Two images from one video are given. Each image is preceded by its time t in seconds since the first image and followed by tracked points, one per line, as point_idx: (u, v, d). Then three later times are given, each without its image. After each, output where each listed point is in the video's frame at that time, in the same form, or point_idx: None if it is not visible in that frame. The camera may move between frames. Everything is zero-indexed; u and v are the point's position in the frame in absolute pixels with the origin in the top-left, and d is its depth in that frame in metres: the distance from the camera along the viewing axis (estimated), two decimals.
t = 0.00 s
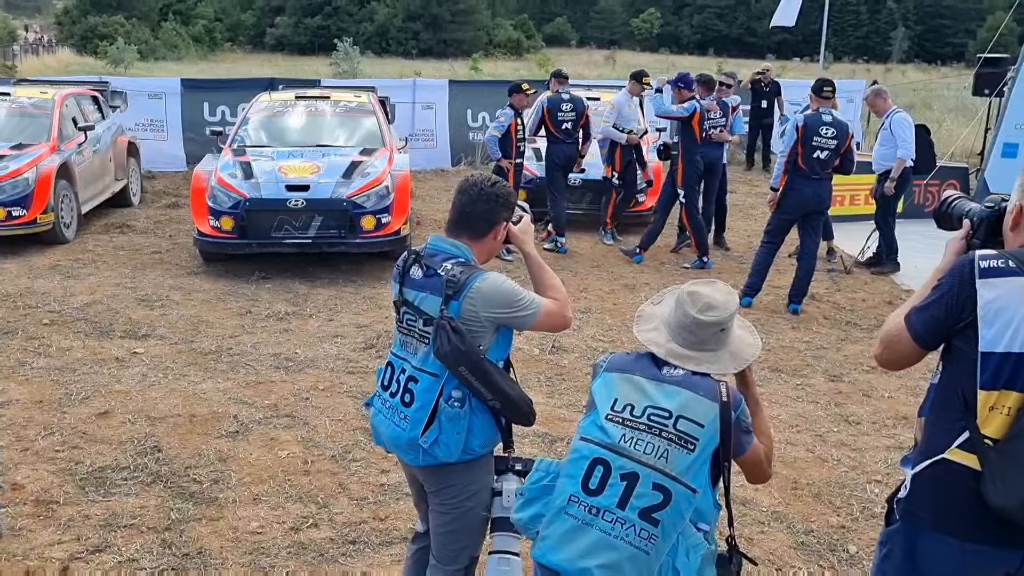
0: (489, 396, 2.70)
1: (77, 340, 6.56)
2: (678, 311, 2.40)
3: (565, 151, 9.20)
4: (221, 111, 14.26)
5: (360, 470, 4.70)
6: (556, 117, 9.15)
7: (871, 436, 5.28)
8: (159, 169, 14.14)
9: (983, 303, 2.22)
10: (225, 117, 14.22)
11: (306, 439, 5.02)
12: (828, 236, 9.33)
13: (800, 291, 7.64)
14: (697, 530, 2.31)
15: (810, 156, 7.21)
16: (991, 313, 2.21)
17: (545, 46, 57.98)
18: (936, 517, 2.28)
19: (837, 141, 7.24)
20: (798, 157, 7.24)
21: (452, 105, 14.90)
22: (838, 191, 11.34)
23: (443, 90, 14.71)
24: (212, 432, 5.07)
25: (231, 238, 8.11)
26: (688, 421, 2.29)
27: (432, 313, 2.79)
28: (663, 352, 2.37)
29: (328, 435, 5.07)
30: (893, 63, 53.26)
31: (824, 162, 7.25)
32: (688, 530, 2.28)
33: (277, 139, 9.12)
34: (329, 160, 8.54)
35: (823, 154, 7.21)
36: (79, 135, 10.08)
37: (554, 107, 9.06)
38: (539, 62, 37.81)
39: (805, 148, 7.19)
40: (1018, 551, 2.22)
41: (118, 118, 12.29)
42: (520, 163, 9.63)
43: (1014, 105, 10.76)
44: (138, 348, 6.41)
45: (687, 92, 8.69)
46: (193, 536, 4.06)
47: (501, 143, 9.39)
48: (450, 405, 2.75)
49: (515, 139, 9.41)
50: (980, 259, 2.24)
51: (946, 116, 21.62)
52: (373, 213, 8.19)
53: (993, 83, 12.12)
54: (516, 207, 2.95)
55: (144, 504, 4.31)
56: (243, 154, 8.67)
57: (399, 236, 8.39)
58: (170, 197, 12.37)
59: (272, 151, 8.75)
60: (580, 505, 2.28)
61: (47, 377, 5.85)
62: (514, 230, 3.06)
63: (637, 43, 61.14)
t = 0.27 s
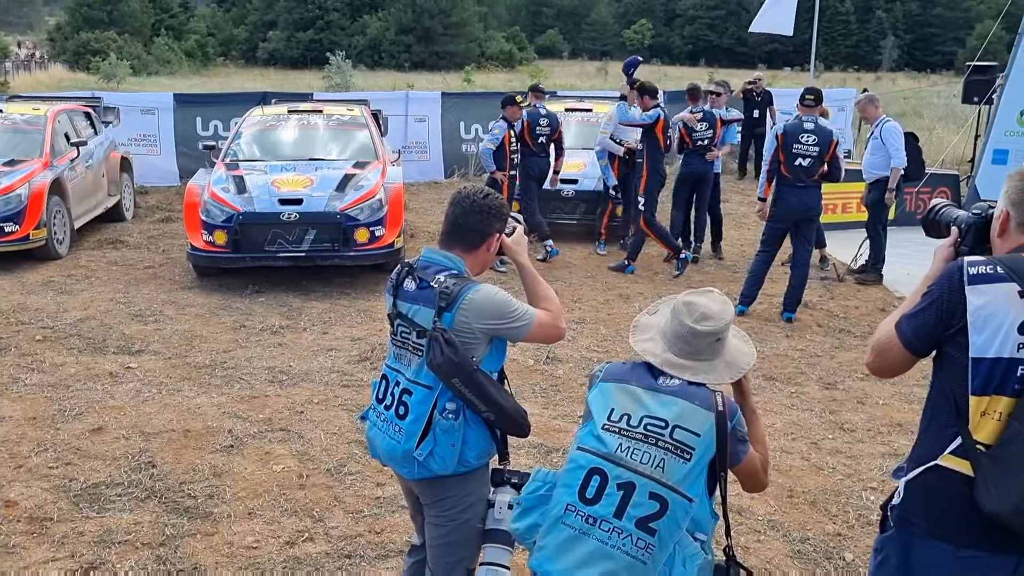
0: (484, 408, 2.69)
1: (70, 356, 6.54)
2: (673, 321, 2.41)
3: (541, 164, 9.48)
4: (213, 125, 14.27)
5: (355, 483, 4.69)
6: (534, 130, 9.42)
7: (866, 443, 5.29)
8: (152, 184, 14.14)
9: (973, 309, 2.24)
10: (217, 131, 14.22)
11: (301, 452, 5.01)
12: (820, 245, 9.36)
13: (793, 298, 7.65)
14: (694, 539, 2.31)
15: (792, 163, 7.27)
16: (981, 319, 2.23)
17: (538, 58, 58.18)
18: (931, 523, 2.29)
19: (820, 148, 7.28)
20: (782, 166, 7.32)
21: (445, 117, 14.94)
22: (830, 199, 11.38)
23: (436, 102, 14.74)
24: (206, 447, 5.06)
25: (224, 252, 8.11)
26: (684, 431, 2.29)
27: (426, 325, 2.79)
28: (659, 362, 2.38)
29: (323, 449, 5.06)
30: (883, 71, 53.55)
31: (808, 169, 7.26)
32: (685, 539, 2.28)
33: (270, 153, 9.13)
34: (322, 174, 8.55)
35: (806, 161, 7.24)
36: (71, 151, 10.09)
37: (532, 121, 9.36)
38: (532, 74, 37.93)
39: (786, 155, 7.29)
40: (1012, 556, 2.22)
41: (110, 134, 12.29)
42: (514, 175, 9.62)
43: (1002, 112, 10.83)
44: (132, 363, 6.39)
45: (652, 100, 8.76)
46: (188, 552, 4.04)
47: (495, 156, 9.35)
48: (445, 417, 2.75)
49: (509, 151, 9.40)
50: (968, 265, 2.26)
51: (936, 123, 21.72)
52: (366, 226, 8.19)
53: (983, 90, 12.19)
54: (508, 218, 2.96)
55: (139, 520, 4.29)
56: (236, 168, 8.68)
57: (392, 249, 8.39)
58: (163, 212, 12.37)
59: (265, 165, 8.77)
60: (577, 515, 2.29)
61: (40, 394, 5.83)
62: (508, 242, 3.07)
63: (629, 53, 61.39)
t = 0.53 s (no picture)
0: (480, 413, 2.69)
1: (64, 363, 6.51)
2: (670, 324, 2.41)
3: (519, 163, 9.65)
4: (206, 131, 14.25)
5: (350, 488, 4.68)
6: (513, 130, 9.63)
7: (861, 445, 5.29)
8: (145, 190, 14.11)
9: (965, 310, 2.24)
10: (210, 137, 14.20)
11: (296, 458, 5.00)
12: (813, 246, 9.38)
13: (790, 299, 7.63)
14: (691, 541, 2.31)
15: (772, 162, 7.32)
16: (973, 320, 2.23)
17: (531, 61, 58.27)
18: (926, 523, 2.29)
19: (801, 147, 7.26)
20: (763, 165, 7.38)
21: (438, 121, 14.95)
22: (823, 201, 11.41)
23: (429, 107, 14.75)
24: (201, 453, 5.04)
25: (217, 258, 8.09)
26: (681, 433, 2.29)
27: (420, 330, 2.78)
28: (657, 365, 2.38)
29: (318, 454, 5.05)
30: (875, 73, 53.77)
31: (787, 168, 7.26)
32: (683, 541, 2.28)
33: (263, 158, 9.12)
34: (316, 178, 8.54)
35: (784, 159, 7.26)
36: (64, 157, 10.06)
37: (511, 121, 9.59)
38: (524, 78, 37.97)
39: (766, 155, 7.34)
40: (1007, 556, 2.22)
41: (103, 140, 12.26)
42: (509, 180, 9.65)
43: (993, 114, 10.89)
44: (125, 370, 6.37)
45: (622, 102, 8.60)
46: (183, 559, 4.02)
47: (490, 160, 9.39)
48: (441, 421, 2.74)
49: (503, 156, 9.44)
50: (960, 266, 2.27)
51: (928, 125, 21.80)
52: (360, 230, 8.18)
53: (974, 91, 12.24)
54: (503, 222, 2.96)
55: (133, 528, 4.27)
56: (229, 173, 8.66)
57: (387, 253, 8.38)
58: (156, 218, 12.34)
59: (259, 170, 8.75)
60: (575, 517, 2.29)
61: (33, 401, 5.80)
62: (502, 246, 3.07)
63: (621, 56, 61.53)
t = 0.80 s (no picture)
0: (478, 418, 2.70)
1: (61, 369, 6.51)
2: (667, 328, 2.42)
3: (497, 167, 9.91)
4: (203, 135, 14.25)
5: (348, 493, 4.68)
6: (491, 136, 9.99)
7: (858, 448, 5.31)
8: (142, 195, 14.10)
9: (958, 314, 2.25)
10: (207, 142, 14.21)
11: (293, 463, 5.00)
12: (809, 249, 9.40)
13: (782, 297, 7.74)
14: (689, 545, 2.31)
15: (753, 161, 7.42)
16: (966, 324, 2.24)
17: (527, 65, 58.38)
18: (919, 526, 2.29)
19: (779, 145, 7.31)
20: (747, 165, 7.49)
21: (435, 125, 14.96)
22: (819, 205, 11.44)
23: (426, 111, 14.77)
24: (198, 459, 5.04)
25: (215, 263, 8.09)
26: (679, 436, 2.31)
27: (419, 335, 2.79)
28: (654, 368, 2.39)
29: (315, 459, 5.05)
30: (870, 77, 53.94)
31: (766, 167, 7.33)
32: (680, 544, 2.29)
33: (260, 163, 9.13)
34: (313, 184, 8.55)
35: (764, 158, 7.34)
36: (61, 162, 10.06)
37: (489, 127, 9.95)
38: (522, 83, 38.00)
39: (749, 154, 7.46)
40: (999, 558, 2.24)
41: (100, 145, 12.26)
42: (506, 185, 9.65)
43: (988, 118, 10.92)
44: (122, 375, 6.36)
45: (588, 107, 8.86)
46: (180, 565, 4.02)
47: (489, 166, 9.38)
48: (438, 427, 2.75)
49: (501, 162, 9.44)
50: (952, 271, 2.28)
51: (924, 128, 21.84)
52: (357, 235, 8.18)
53: (969, 95, 12.27)
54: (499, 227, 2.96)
55: (131, 533, 4.27)
56: (226, 178, 8.67)
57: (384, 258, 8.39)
58: (153, 223, 12.34)
59: (256, 175, 8.76)
60: (572, 519, 2.30)
61: (30, 407, 5.79)
62: (498, 251, 3.08)
63: (618, 61, 61.66)
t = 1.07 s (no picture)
0: (479, 419, 2.70)
1: (61, 372, 6.50)
2: (668, 329, 2.42)
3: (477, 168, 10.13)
4: (204, 139, 14.26)
5: (349, 496, 4.68)
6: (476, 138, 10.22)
7: (859, 451, 5.30)
8: (143, 199, 14.11)
9: (958, 315, 2.25)
10: (208, 145, 14.22)
11: (294, 466, 5.00)
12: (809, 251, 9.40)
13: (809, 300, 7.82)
14: (690, 546, 2.31)
15: (753, 164, 7.45)
16: (966, 324, 2.24)
17: (527, 69, 58.46)
18: (919, 526, 2.29)
19: (776, 148, 7.32)
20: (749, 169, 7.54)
21: (435, 128, 14.96)
22: (819, 207, 11.44)
23: (426, 115, 14.79)
24: (199, 462, 5.03)
25: (215, 266, 8.09)
26: (680, 437, 2.31)
27: (420, 337, 2.78)
28: (656, 368, 2.39)
29: (316, 462, 5.04)
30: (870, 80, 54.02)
31: (764, 170, 7.34)
32: (681, 545, 2.28)
33: (261, 167, 9.14)
34: (313, 187, 8.56)
35: (762, 161, 7.36)
36: (61, 166, 10.07)
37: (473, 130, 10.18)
38: (522, 86, 38.05)
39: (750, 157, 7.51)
40: (1000, 558, 2.23)
41: (101, 148, 12.26)
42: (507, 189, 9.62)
43: (987, 120, 10.90)
44: (123, 378, 6.36)
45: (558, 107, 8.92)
46: (181, 567, 4.02)
47: (490, 170, 9.34)
48: (440, 428, 2.74)
49: (503, 166, 9.41)
50: (952, 271, 2.28)
51: (924, 131, 21.83)
52: (357, 238, 8.18)
53: (968, 97, 12.28)
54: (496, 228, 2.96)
55: (131, 536, 4.27)
56: (227, 182, 8.67)
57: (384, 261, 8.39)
58: (154, 226, 12.34)
59: (256, 178, 8.77)
60: (573, 520, 2.29)
61: (31, 410, 5.79)
62: (498, 256, 3.08)
63: (618, 64, 61.76)
